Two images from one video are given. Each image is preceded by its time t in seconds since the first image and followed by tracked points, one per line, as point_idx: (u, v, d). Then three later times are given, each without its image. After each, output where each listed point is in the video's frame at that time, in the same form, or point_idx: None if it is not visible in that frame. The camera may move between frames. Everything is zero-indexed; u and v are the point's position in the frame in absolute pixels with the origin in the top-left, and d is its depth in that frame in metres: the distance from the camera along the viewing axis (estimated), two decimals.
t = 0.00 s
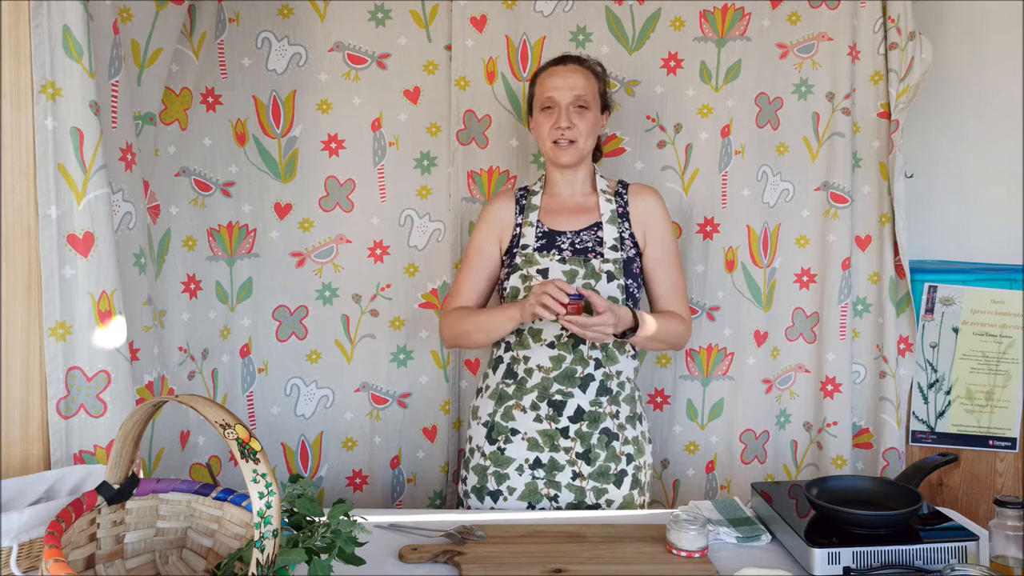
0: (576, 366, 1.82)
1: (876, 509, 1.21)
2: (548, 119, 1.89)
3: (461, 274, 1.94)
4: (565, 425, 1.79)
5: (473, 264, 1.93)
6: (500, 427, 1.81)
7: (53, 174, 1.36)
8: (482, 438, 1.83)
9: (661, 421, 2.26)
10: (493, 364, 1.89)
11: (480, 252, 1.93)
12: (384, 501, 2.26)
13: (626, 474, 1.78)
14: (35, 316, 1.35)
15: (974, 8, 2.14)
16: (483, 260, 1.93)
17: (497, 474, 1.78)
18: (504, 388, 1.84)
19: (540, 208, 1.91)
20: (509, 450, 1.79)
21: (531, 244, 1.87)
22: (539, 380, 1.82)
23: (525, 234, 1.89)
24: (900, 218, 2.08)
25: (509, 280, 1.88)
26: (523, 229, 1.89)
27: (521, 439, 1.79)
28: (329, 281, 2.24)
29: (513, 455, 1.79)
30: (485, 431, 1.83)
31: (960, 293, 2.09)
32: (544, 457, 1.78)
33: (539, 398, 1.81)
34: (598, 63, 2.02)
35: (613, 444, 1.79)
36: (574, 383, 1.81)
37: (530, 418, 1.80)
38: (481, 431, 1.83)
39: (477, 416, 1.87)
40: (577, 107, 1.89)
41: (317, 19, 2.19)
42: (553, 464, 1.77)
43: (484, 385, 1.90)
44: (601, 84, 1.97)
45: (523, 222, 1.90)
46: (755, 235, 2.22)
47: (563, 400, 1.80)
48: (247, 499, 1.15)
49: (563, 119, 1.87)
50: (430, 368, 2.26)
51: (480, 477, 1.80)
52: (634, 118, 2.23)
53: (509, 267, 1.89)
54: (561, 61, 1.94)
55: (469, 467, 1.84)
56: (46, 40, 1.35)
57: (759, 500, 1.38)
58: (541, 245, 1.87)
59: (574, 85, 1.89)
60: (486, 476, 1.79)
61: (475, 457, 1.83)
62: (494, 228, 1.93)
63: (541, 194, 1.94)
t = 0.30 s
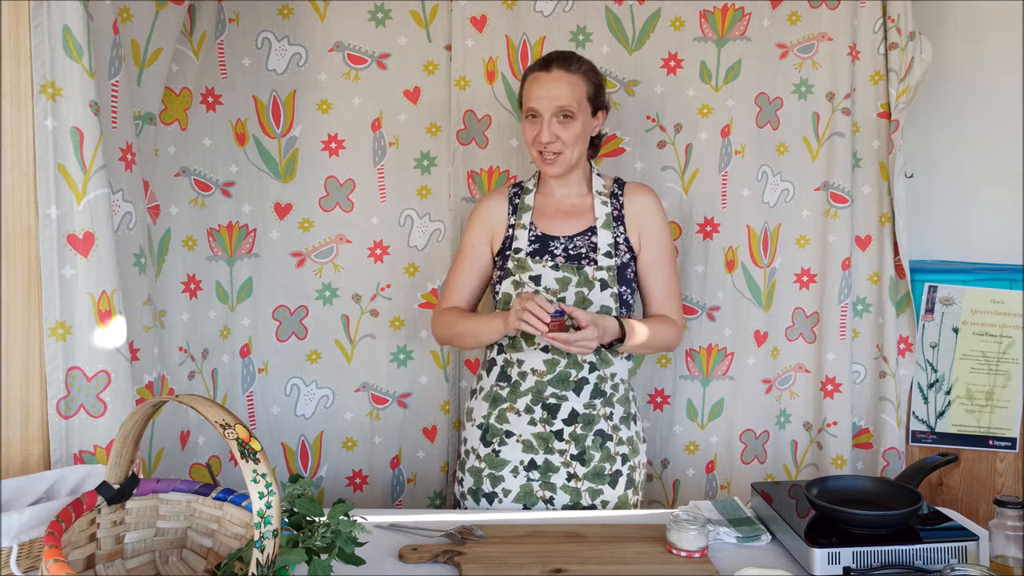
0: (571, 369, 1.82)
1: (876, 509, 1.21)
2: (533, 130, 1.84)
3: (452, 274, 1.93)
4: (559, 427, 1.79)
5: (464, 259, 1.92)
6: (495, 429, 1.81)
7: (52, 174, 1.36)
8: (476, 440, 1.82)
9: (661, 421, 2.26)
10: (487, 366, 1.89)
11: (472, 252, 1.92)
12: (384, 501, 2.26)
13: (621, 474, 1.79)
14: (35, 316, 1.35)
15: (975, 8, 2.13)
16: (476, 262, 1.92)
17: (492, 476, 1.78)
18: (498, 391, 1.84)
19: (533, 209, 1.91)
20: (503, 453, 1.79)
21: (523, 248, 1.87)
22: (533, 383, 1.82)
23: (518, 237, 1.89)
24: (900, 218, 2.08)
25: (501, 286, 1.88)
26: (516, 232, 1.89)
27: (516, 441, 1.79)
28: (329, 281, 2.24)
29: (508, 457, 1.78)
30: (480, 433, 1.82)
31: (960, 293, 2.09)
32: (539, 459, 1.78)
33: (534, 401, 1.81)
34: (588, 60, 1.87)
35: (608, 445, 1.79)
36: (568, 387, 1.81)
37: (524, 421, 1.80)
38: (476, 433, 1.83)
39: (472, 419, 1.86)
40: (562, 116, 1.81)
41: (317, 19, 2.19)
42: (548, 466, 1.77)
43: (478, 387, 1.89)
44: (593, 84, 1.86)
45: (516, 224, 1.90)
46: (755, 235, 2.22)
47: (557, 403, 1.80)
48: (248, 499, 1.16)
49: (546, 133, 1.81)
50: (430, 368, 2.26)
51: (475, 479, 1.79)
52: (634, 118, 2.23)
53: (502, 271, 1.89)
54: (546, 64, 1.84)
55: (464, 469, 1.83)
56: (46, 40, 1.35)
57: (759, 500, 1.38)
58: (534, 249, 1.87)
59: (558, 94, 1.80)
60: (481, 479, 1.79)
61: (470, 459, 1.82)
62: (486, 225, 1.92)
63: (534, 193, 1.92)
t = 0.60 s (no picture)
0: (562, 377, 1.80)
1: (876, 509, 1.21)
2: (530, 135, 1.80)
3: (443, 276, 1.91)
4: (550, 433, 1.79)
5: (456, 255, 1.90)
6: (486, 434, 1.80)
7: (53, 174, 1.36)
8: (467, 445, 1.82)
9: (661, 421, 2.26)
10: (477, 371, 1.87)
11: (463, 254, 1.89)
12: (384, 501, 2.26)
13: (613, 476, 1.80)
14: (35, 316, 1.36)
15: (974, 8, 2.13)
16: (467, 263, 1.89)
17: (484, 480, 1.78)
18: (488, 397, 1.83)
19: (526, 213, 1.88)
20: (495, 457, 1.79)
21: (515, 255, 1.85)
22: (524, 390, 1.80)
23: (510, 243, 1.86)
24: (900, 218, 2.08)
25: (492, 294, 1.88)
26: (508, 237, 1.87)
27: (507, 446, 1.79)
28: (329, 281, 2.24)
29: (499, 462, 1.78)
30: (471, 438, 1.82)
31: (960, 293, 2.09)
32: (531, 463, 1.78)
33: (524, 408, 1.80)
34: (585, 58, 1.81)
35: (599, 448, 1.80)
36: (559, 394, 1.80)
37: (515, 427, 1.79)
38: (467, 438, 1.83)
39: (463, 423, 1.86)
40: (558, 121, 1.77)
41: (317, 19, 2.19)
42: (540, 469, 1.78)
43: (468, 391, 1.88)
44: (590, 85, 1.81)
45: (508, 228, 1.87)
46: (755, 235, 2.22)
47: (548, 410, 1.79)
48: (248, 499, 1.16)
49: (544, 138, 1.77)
50: (430, 368, 2.25)
51: (467, 483, 1.80)
52: (634, 118, 2.23)
53: (494, 278, 1.88)
54: (542, 65, 1.79)
55: (456, 472, 1.84)
56: (46, 40, 1.35)
57: (759, 500, 1.38)
58: (526, 257, 1.84)
59: (555, 96, 1.76)
60: (473, 483, 1.80)
61: (462, 463, 1.83)
62: (477, 221, 1.89)
63: (527, 195, 1.89)
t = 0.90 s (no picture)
0: (559, 379, 1.81)
1: (876, 509, 1.21)
2: (543, 134, 1.79)
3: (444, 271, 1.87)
4: (547, 435, 1.79)
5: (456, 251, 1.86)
6: (482, 436, 1.80)
7: (53, 174, 1.36)
8: (463, 446, 1.82)
9: (661, 421, 2.26)
10: (472, 372, 1.86)
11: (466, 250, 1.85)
12: (384, 501, 2.26)
13: (610, 479, 1.80)
14: (35, 316, 1.36)
15: (974, 7, 2.13)
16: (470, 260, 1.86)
17: (480, 482, 1.79)
18: (485, 398, 1.82)
19: (528, 211, 1.86)
20: (491, 459, 1.79)
21: (516, 253, 1.84)
22: (521, 391, 1.81)
23: (512, 241, 1.85)
24: (900, 218, 2.08)
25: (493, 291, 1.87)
26: (509, 234, 1.85)
27: (503, 448, 1.79)
28: (329, 281, 2.24)
29: (495, 464, 1.79)
30: (467, 439, 1.82)
31: (960, 293, 2.09)
32: (527, 465, 1.78)
33: (521, 409, 1.80)
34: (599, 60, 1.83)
35: (596, 451, 1.80)
36: (556, 396, 1.81)
37: (512, 428, 1.80)
38: (463, 439, 1.83)
39: (458, 424, 1.85)
40: (574, 120, 1.78)
41: (316, 19, 2.19)
42: (536, 472, 1.78)
43: (463, 391, 1.87)
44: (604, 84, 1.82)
45: (509, 225, 1.85)
46: (755, 235, 2.22)
47: (545, 411, 1.80)
48: (248, 499, 1.15)
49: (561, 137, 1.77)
50: (430, 368, 2.25)
51: (463, 484, 1.80)
52: (634, 118, 2.23)
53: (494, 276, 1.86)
54: (558, 64, 1.78)
55: (452, 473, 1.84)
56: (46, 40, 1.35)
57: (759, 500, 1.38)
58: (528, 256, 1.84)
59: (572, 97, 1.76)
60: (469, 484, 1.79)
61: (458, 464, 1.82)
62: (481, 217, 1.86)
63: (529, 194, 1.87)
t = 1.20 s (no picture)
0: (566, 376, 1.82)
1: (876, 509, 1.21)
2: (557, 121, 1.82)
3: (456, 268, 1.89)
4: (552, 433, 1.79)
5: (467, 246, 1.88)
6: (487, 434, 1.80)
7: (53, 174, 1.36)
8: (468, 444, 1.82)
9: (661, 421, 2.26)
10: (479, 369, 1.88)
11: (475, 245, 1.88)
12: (384, 501, 2.26)
13: (614, 478, 1.80)
14: (35, 316, 1.35)
15: (974, 7, 2.13)
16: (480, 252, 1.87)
17: (484, 480, 1.78)
18: (490, 395, 1.83)
19: (542, 206, 1.90)
20: (495, 458, 1.79)
21: (530, 246, 1.86)
22: (527, 389, 1.82)
23: (525, 233, 1.87)
24: (900, 218, 2.08)
25: (504, 283, 1.86)
26: (523, 227, 1.87)
27: (507, 446, 1.79)
28: (329, 281, 2.24)
29: (499, 462, 1.78)
30: (471, 437, 1.82)
31: (960, 293, 2.09)
32: (531, 464, 1.78)
33: (526, 407, 1.81)
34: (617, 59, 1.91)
35: (600, 450, 1.80)
36: (562, 394, 1.81)
37: (517, 426, 1.80)
38: (468, 437, 1.83)
39: (463, 422, 1.85)
40: (587, 109, 1.81)
41: (316, 19, 2.19)
42: (540, 471, 1.77)
43: (469, 389, 1.88)
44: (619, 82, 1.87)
45: (524, 219, 1.88)
46: (755, 235, 2.22)
47: (550, 409, 1.80)
48: (248, 499, 1.15)
49: (574, 123, 1.80)
50: (430, 368, 2.26)
51: (466, 483, 1.80)
52: (634, 118, 2.23)
53: (506, 268, 1.86)
54: (576, 54, 1.83)
55: (455, 471, 1.84)
56: (46, 40, 1.35)
57: (759, 500, 1.38)
58: (541, 249, 1.85)
59: (587, 85, 1.80)
60: (473, 483, 1.79)
61: (462, 463, 1.82)
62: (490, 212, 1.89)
63: (543, 189, 1.91)
